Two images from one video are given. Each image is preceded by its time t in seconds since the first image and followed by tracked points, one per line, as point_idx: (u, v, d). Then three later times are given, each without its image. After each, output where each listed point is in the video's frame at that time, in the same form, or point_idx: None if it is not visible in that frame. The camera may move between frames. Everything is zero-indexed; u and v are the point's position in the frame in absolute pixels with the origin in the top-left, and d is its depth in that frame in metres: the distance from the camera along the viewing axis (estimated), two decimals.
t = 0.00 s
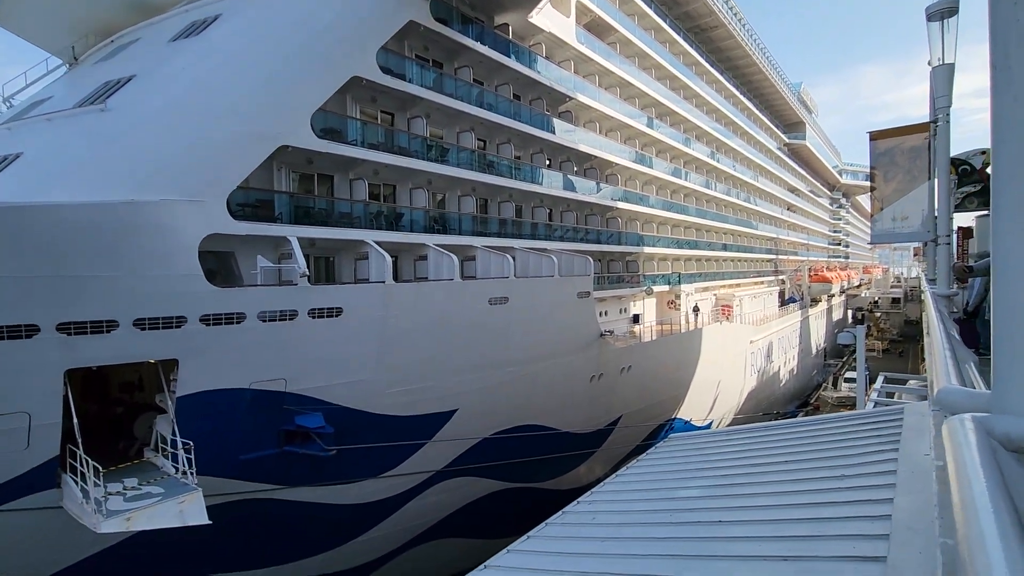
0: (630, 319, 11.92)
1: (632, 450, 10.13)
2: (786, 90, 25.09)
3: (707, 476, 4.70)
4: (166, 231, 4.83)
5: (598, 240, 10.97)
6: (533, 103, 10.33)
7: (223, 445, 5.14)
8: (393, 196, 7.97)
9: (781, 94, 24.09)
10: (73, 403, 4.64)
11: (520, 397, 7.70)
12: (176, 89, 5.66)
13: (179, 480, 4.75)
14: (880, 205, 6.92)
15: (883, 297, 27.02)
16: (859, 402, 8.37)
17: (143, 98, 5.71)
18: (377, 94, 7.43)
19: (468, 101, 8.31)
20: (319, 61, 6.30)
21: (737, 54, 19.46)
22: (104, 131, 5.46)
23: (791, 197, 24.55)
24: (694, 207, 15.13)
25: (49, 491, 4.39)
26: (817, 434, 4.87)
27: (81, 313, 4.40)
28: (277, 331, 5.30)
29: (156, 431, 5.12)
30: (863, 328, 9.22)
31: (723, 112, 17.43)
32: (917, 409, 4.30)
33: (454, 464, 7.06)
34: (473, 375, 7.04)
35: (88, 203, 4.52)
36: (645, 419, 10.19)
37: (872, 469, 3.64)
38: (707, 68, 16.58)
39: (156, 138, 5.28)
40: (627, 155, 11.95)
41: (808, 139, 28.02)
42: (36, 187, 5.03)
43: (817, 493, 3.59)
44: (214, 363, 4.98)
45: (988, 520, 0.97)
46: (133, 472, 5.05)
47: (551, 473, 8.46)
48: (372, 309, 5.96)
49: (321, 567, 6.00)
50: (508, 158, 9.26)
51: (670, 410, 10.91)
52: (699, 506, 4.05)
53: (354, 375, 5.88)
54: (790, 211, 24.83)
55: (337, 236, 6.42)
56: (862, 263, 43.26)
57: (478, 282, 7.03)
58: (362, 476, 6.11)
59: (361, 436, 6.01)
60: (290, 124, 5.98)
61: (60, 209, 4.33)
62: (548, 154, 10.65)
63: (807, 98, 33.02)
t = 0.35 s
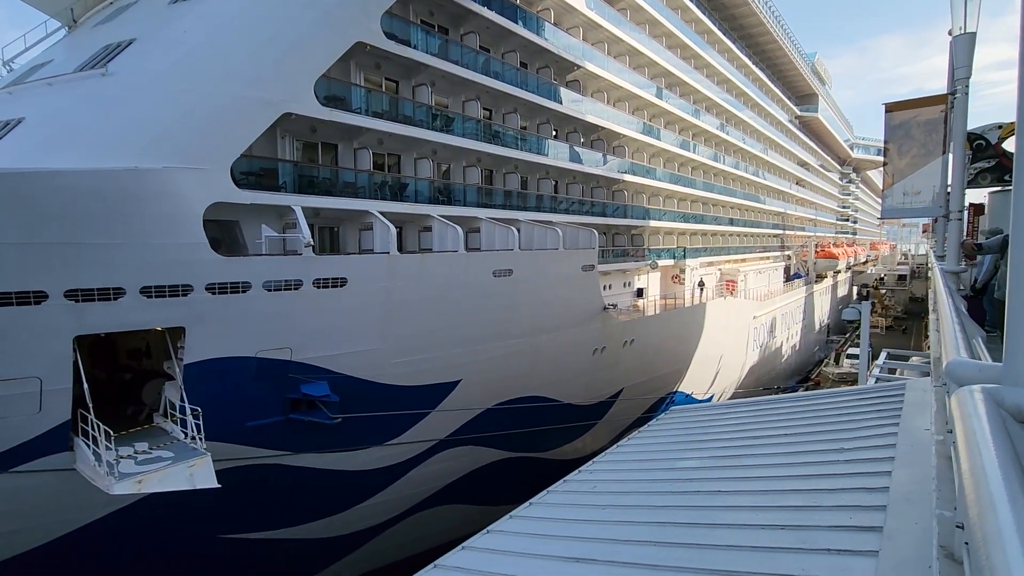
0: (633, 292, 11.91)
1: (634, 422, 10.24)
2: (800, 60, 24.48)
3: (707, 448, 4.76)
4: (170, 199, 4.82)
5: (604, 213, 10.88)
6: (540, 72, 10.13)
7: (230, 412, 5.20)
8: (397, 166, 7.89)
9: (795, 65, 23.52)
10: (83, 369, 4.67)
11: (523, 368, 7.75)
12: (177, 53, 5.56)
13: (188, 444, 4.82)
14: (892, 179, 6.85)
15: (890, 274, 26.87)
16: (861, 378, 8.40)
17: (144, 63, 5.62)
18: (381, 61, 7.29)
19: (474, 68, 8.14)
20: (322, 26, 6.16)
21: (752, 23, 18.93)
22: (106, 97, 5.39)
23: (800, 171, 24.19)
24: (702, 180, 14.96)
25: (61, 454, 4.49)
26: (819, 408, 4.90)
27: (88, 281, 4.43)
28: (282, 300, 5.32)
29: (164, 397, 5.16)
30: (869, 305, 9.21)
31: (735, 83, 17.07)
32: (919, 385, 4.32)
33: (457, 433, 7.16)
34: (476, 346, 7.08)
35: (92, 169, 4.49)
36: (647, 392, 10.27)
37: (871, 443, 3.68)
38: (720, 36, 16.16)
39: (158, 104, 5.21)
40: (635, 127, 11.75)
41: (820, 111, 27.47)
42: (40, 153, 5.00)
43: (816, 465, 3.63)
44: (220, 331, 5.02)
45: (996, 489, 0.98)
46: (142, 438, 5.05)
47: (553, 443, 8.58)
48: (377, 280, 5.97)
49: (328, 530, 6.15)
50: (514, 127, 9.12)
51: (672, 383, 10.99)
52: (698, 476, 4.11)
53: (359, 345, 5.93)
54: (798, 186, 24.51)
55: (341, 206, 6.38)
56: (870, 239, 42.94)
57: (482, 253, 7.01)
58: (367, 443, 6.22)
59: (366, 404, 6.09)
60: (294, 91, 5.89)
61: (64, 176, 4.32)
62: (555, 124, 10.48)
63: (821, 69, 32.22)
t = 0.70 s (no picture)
0: (635, 271, 11.87)
1: (633, 399, 10.30)
2: (809, 35, 23.98)
3: (706, 425, 4.80)
4: (170, 173, 4.78)
5: (607, 191, 10.79)
6: (543, 46, 9.94)
7: (233, 388, 5.24)
8: (398, 142, 7.81)
9: (804, 40, 23.05)
10: (87, 344, 4.71)
11: (524, 346, 7.78)
12: (174, 24, 5.45)
13: (192, 418, 4.87)
14: (899, 158, 6.73)
15: (893, 255, 26.75)
16: (861, 357, 8.41)
17: (141, 33, 5.51)
18: (381, 33, 7.15)
19: (477, 42, 7.98)
20: None
21: None
22: (103, 68, 5.31)
23: (806, 149, 23.90)
24: (706, 158, 14.79)
25: (67, 427, 4.55)
26: (818, 387, 4.92)
27: (90, 256, 4.42)
28: (284, 276, 5.31)
29: (167, 371, 5.22)
30: (871, 285, 9.17)
31: (742, 58, 16.75)
32: (917, 364, 4.34)
33: (458, 409, 7.21)
34: (477, 323, 7.09)
35: (90, 143, 4.45)
36: (647, 370, 10.32)
37: (870, 421, 3.69)
38: (728, 10, 15.80)
39: (155, 76, 5.13)
40: (640, 103, 11.58)
41: (828, 88, 27.01)
42: (38, 126, 4.95)
43: (813, 442, 3.66)
44: (222, 307, 5.03)
45: (996, 465, 0.98)
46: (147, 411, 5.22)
47: (553, 420, 8.65)
48: (378, 257, 5.95)
49: (331, 503, 6.25)
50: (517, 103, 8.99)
51: (672, 362, 11.03)
52: (697, 453, 4.15)
53: (360, 321, 5.94)
54: (804, 165, 24.24)
55: (341, 181, 6.33)
56: (874, 219, 42.65)
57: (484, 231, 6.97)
58: (369, 418, 6.28)
59: (367, 380, 6.12)
60: (293, 64, 5.79)
61: (61, 149, 4.28)
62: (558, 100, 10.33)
63: (830, 44, 31.59)
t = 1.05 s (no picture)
0: (636, 260, 11.86)
1: (633, 388, 10.35)
2: (813, 22, 23.73)
3: (705, 414, 4.83)
4: (170, 160, 4.76)
5: (608, 180, 10.75)
6: (545, 32, 9.85)
7: (234, 374, 5.27)
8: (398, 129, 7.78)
9: (808, 27, 22.81)
10: (88, 330, 4.73)
11: (524, 335, 7.79)
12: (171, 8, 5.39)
13: (194, 405, 4.90)
14: (902, 147, 6.74)
15: (894, 245, 26.69)
16: (861, 347, 8.42)
17: (138, 17, 5.45)
18: (381, 19, 7.08)
19: (478, 28, 7.91)
20: None
21: None
22: (100, 53, 5.26)
23: (809, 138, 23.77)
24: (708, 146, 14.71)
25: (70, 413, 4.58)
26: (817, 377, 4.95)
27: (90, 243, 4.43)
28: (285, 264, 5.33)
29: (169, 358, 5.23)
30: (871, 275, 9.16)
31: (746, 45, 16.59)
32: (916, 354, 4.36)
33: (458, 397, 7.25)
34: (477, 312, 7.10)
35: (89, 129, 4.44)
36: (646, 359, 10.35)
37: (868, 411, 3.72)
38: None
39: (153, 61, 5.10)
40: (641, 90, 11.49)
41: (832, 76, 26.78)
42: (36, 112, 4.93)
43: (811, 431, 3.69)
44: (223, 295, 5.05)
45: (991, 453, 0.99)
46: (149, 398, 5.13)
47: (553, 408, 8.69)
48: (379, 245, 5.95)
49: (332, 489, 6.31)
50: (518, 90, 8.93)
51: (671, 350, 11.06)
52: (696, 441, 4.18)
53: (361, 309, 5.96)
54: (806, 153, 24.11)
55: (341, 169, 6.31)
56: (875, 209, 42.61)
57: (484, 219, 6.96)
58: (370, 405, 6.32)
59: (368, 368, 6.15)
60: (292, 50, 5.75)
61: (60, 136, 4.27)
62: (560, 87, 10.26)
63: (835, 30, 31.22)
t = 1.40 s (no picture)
0: (637, 258, 11.84)
1: (633, 386, 10.34)
2: (816, 20, 23.66)
3: (706, 412, 4.82)
4: (171, 158, 4.76)
5: (609, 178, 10.73)
6: (547, 29, 9.82)
7: (235, 373, 5.27)
8: (399, 127, 7.76)
9: (811, 25, 22.74)
10: (89, 328, 4.74)
11: (525, 333, 7.79)
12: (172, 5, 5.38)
13: (195, 403, 4.90)
14: (904, 145, 6.70)
15: (896, 243, 26.63)
16: (862, 345, 8.40)
17: (138, 15, 5.44)
18: (382, 16, 7.06)
19: (479, 25, 7.88)
20: None
21: None
22: (100, 50, 5.25)
23: (810, 136, 23.72)
24: (710, 145, 14.68)
25: (71, 411, 4.58)
26: (818, 375, 4.94)
27: (91, 241, 4.43)
28: (286, 262, 5.32)
29: (170, 356, 5.24)
30: (872, 273, 9.10)
31: (748, 43, 16.54)
32: (917, 352, 4.35)
33: (460, 395, 7.26)
34: (478, 310, 7.10)
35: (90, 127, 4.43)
36: (647, 357, 10.34)
37: (868, 409, 3.71)
38: None
39: (154, 59, 5.09)
40: (643, 88, 11.46)
41: (834, 74, 26.69)
42: (37, 110, 4.92)
43: (812, 429, 3.68)
44: (224, 293, 5.05)
45: (991, 452, 0.99)
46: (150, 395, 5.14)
47: (554, 406, 8.68)
48: (379, 243, 5.95)
49: (333, 487, 6.32)
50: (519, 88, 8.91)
51: (672, 349, 11.04)
52: (696, 439, 4.17)
53: (362, 308, 5.96)
54: (808, 152, 24.05)
55: (342, 167, 6.30)
56: (877, 207, 42.52)
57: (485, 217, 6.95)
58: (370, 403, 6.32)
59: (369, 366, 6.15)
60: (293, 47, 5.74)
61: (60, 134, 4.26)
62: (561, 85, 10.23)
63: (837, 28, 31.11)
